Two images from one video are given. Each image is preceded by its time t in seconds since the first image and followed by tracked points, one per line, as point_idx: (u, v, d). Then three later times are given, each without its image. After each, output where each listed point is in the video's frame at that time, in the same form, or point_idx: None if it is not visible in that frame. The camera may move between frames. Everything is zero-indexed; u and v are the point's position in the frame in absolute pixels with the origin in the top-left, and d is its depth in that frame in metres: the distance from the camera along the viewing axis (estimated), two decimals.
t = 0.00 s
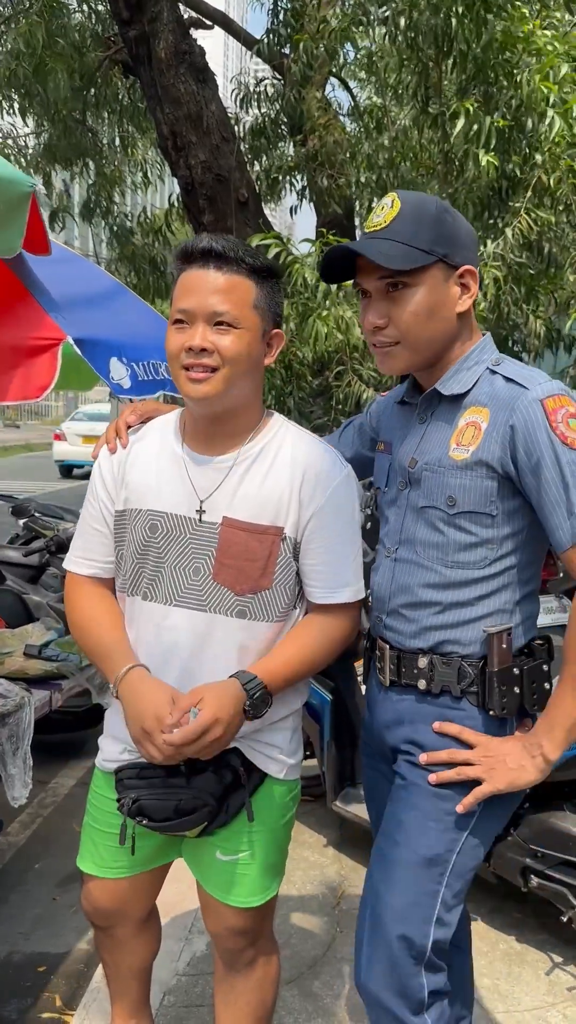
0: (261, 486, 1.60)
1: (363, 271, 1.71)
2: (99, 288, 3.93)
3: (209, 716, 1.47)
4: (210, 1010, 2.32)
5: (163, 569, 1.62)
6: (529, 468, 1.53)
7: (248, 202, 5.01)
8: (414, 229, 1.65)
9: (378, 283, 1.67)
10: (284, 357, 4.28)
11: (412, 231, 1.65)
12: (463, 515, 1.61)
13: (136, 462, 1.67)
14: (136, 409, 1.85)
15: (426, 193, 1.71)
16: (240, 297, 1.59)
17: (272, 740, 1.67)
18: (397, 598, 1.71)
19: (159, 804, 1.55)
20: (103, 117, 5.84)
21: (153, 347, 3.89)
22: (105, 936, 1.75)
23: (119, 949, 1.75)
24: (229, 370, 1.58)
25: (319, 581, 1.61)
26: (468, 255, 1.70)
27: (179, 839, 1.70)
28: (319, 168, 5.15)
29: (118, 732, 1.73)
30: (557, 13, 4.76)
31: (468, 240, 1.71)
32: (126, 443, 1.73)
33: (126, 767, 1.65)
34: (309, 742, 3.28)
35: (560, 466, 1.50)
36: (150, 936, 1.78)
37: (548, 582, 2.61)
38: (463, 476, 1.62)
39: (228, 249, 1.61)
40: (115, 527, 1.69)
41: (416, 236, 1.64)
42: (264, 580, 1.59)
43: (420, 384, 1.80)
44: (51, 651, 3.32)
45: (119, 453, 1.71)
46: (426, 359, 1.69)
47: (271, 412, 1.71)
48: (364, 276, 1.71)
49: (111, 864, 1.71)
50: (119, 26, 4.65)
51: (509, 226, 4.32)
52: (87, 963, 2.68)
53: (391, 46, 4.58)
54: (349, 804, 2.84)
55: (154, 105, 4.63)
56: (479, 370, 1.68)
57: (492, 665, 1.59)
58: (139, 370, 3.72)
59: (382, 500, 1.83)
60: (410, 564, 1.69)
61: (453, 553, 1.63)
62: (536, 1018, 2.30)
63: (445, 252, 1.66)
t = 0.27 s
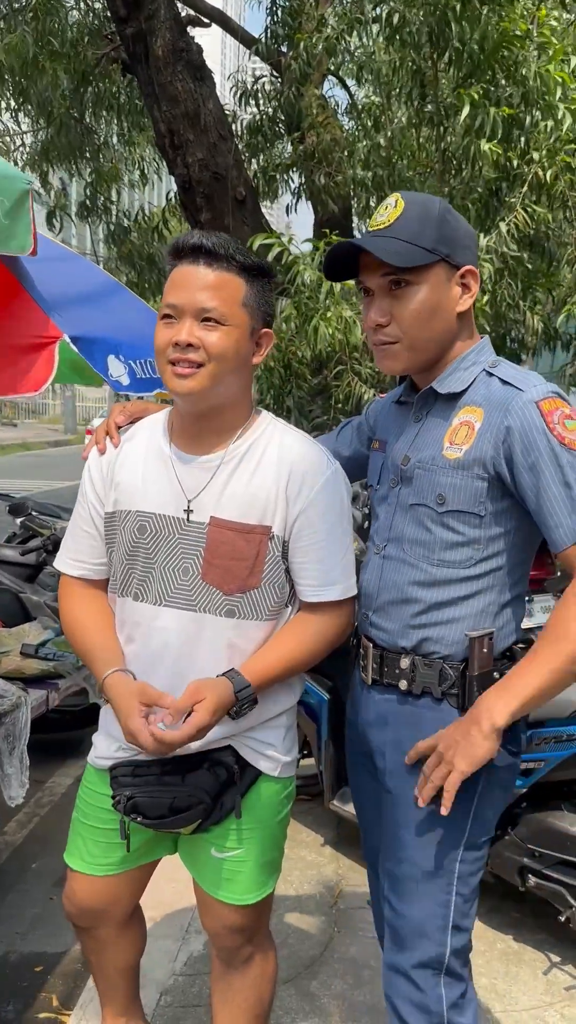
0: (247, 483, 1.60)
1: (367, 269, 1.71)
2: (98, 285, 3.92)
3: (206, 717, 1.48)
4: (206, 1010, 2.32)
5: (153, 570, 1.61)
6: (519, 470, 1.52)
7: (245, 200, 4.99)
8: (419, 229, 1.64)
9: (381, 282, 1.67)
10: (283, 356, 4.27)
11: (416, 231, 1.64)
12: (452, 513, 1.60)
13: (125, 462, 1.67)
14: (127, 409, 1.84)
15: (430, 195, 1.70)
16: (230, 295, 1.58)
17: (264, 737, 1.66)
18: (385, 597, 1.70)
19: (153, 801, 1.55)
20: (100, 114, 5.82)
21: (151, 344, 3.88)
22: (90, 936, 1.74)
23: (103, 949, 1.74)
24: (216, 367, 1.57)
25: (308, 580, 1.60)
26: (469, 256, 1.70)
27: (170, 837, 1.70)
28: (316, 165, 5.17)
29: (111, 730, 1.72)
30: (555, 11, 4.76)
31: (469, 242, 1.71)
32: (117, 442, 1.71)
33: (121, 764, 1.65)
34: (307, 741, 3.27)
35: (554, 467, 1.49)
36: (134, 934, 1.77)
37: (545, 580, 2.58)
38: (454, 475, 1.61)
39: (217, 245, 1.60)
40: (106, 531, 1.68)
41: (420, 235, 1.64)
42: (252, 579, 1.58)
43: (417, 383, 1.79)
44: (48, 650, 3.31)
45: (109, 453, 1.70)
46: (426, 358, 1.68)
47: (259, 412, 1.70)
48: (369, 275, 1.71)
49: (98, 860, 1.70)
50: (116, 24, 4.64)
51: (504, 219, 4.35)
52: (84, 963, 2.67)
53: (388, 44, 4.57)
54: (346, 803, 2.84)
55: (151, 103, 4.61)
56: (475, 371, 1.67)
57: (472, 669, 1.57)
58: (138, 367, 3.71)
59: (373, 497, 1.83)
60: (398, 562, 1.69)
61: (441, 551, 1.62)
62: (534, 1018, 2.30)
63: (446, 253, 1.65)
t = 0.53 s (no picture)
0: (234, 481, 1.59)
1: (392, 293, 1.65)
2: (99, 284, 3.92)
3: (176, 709, 1.46)
4: (205, 1010, 2.31)
5: (138, 566, 1.61)
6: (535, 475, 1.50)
7: (245, 199, 4.98)
8: (457, 264, 1.61)
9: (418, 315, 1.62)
10: (282, 355, 4.26)
11: (453, 260, 1.61)
12: (462, 513, 1.60)
13: (115, 457, 1.66)
14: (119, 404, 1.82)
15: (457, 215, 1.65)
16: (224, 298, 1.57)
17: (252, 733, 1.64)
18: (390, 594, 1.70)
19: (137, 797, 1.55)
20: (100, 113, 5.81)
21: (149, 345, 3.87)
22: (106, 931, 1.75)
23: (118, 944, 1.75)
24: (211, 371, 1.57)
25: (293, 579, 1.58)
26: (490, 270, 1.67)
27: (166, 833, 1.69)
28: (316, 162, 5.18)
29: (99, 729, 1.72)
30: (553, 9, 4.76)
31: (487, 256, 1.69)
32: (106, 437, 1.71)
33: (107, 761, 1.66)
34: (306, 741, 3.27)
35: (567, 474, 1.48)
36: (150, 929, 1.77)
37: (544, 580, 2.59)
38: (466, 475, 1.60)
39: (213, 249, 1.59)
40: (93, 524, 1.68)
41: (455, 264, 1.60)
42: (236, 576, 1.58)
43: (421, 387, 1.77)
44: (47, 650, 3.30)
45: (100, 448, 1.70)
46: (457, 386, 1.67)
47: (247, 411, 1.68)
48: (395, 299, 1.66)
49: (102, 859, 1.70)
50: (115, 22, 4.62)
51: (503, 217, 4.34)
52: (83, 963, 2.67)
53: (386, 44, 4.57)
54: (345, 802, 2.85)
55: (150, 101, 4.60)
56: (492, 378, 1.67)
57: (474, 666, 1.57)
58: (132, 369, 3.68)
59: (374, 496, 1.83)
60: (405, 560, 1.68)
61: (449, 551, 1.62)
62: (533, 1018, 2.29)
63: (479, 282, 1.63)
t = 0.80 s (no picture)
0: (222, 481, 1.58)
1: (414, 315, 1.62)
2: (100, 284, 3.93)
3: (155, 710, 1.46)
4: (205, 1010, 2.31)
5: (126, 561, 1.60)
6: (566, 497, 1.54)
7: (246, 199, 4.98)
8: (485, 296, 1.59)
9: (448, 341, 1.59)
10: (283, 355, 4.26)
11: (482, 289, 1.59)
12: (476, 526, 1.61)
13: (104, 452, 1.65)
14: (109, 402, 1.81)
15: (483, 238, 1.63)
16: (224, 309, 1.57)
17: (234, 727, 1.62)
18: (392, 599, 1.70)
19: (125, 791, 1.54)
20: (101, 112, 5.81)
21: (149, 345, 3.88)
22: (121, 922, 1.77)
23: (132, 940, 1.77)
24: (211, 382, 1.57)
25: (276, 579, 1.58)
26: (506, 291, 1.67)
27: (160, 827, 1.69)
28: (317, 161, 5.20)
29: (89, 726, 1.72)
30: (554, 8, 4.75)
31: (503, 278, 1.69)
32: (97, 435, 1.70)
33: (96, 757, 1.65)
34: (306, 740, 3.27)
35: None
36: (163, 925, 1.79)
37: (545, 580, 2.58)
38: (481, 488, 1.61)
39: (216, 259, 1.58)
40: (80, 516, 1.67)
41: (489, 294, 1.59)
42: (221, 574, 1.57)
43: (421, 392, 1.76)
44: (47, 649, 3.30)
45: (89, 445, 1.69)
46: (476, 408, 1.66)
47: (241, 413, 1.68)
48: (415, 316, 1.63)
49: (109, 856, 1.70)
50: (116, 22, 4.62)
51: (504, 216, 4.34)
52: (83, 962, 2.67)
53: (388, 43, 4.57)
54: (345, 803, 2.86)
55: (151, 101, 4.60)
56: (502, 386, 1.66)
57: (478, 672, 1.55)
58: (129, 370, 3.69)
59: (375, 497, 1.82)
60: (409, 566, 1.68)
61: (459, 560, 1.62)
62: (533, 1018, 2.29)
63: (502, 307, 1.62)
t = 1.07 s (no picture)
0: (219, 481, 1.58)
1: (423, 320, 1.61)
2: (102, 283, 3.93)
3: (154, 707, 1.47)
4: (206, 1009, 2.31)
5: (121, 557, 1.59)
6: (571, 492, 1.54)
7: (247, 198, 4.98)
8: (483, 293, 1.59)
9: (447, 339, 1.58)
10: (284, 355, 4.25)
11: (479, 286, 1.59)
12: (480, 524, 1.61)
13: (99, 448, 1.64)
14: (106, 398, 1.80)
15: (479, 233, 1.63)
16: (227, 324, 1.55)
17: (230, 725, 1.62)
18: (396, 599, 1.70)
19: (119, 789, 1.54)
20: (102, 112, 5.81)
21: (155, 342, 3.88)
22: (116, 922, 1.77)
23: (129, 936, 1.77)
24: (216, 395, 1.57)
25: (272, 577, 1.59)
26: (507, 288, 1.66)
27: (154, 824, 1.69)
28: (320, 161, 5.14)
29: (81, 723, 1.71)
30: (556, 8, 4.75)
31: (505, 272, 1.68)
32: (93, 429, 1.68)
33: (88, 755, 1.64)
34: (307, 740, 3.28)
35: None
36: (158, 925, 1.80)
37: (546, 579, 2.58)
38: (485, 486, 1.61)
39: (216, 275, 1.54)
40: (74, 511, 1.66)
41: (485, 291, 1.59)
42: (218, 572, 1.57)
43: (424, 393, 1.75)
44: (49, 649, 3.30)
45: (86, 440, 1.67)
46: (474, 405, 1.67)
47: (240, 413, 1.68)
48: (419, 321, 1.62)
49: (104, 856, 1.70)
50: (118, 21, 4.62)
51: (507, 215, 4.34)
52: (85, 961, 2.67)
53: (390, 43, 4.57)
54: (345, 803, 2.87)
55: (153, 101, 4.61)
56: (505, 383, 1.66)
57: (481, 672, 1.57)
58: (140, 366, 3.69)
59: (381, 498, 1.82)
60: (414, 565, 1.68)
61: (462, 559, 1.62)
62: (534, 1018, 2.29)
63: (502, 306, 1.62)
